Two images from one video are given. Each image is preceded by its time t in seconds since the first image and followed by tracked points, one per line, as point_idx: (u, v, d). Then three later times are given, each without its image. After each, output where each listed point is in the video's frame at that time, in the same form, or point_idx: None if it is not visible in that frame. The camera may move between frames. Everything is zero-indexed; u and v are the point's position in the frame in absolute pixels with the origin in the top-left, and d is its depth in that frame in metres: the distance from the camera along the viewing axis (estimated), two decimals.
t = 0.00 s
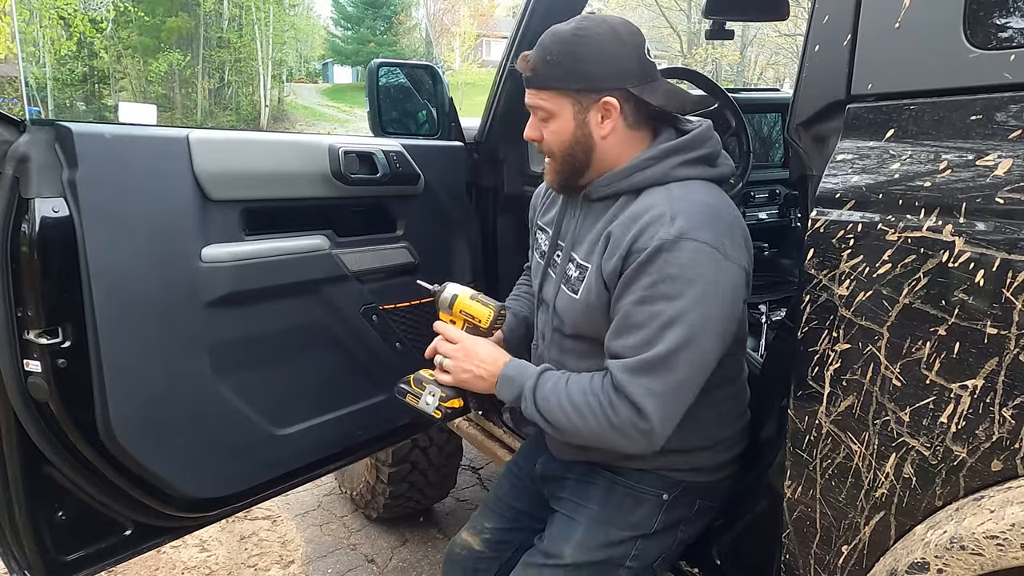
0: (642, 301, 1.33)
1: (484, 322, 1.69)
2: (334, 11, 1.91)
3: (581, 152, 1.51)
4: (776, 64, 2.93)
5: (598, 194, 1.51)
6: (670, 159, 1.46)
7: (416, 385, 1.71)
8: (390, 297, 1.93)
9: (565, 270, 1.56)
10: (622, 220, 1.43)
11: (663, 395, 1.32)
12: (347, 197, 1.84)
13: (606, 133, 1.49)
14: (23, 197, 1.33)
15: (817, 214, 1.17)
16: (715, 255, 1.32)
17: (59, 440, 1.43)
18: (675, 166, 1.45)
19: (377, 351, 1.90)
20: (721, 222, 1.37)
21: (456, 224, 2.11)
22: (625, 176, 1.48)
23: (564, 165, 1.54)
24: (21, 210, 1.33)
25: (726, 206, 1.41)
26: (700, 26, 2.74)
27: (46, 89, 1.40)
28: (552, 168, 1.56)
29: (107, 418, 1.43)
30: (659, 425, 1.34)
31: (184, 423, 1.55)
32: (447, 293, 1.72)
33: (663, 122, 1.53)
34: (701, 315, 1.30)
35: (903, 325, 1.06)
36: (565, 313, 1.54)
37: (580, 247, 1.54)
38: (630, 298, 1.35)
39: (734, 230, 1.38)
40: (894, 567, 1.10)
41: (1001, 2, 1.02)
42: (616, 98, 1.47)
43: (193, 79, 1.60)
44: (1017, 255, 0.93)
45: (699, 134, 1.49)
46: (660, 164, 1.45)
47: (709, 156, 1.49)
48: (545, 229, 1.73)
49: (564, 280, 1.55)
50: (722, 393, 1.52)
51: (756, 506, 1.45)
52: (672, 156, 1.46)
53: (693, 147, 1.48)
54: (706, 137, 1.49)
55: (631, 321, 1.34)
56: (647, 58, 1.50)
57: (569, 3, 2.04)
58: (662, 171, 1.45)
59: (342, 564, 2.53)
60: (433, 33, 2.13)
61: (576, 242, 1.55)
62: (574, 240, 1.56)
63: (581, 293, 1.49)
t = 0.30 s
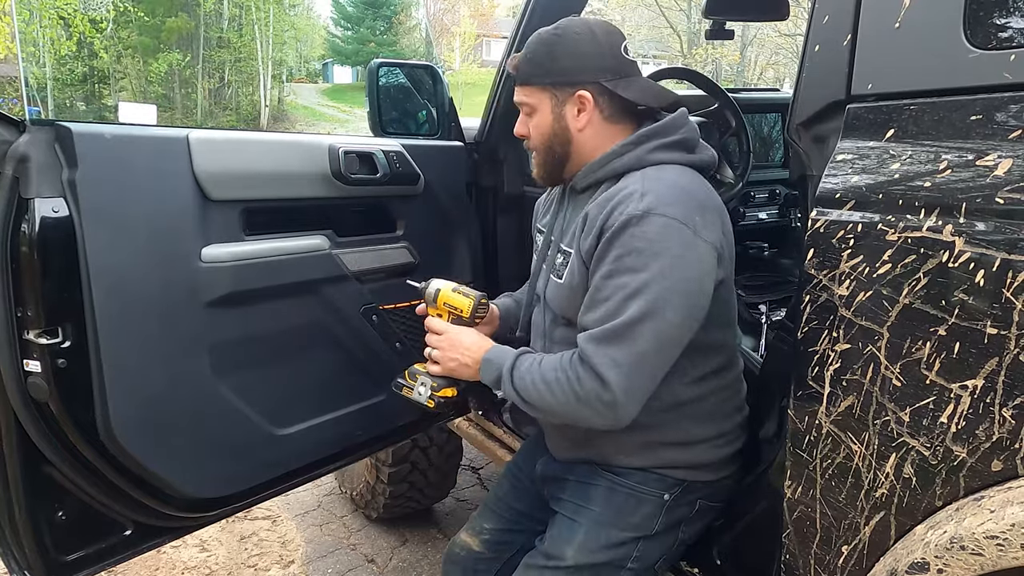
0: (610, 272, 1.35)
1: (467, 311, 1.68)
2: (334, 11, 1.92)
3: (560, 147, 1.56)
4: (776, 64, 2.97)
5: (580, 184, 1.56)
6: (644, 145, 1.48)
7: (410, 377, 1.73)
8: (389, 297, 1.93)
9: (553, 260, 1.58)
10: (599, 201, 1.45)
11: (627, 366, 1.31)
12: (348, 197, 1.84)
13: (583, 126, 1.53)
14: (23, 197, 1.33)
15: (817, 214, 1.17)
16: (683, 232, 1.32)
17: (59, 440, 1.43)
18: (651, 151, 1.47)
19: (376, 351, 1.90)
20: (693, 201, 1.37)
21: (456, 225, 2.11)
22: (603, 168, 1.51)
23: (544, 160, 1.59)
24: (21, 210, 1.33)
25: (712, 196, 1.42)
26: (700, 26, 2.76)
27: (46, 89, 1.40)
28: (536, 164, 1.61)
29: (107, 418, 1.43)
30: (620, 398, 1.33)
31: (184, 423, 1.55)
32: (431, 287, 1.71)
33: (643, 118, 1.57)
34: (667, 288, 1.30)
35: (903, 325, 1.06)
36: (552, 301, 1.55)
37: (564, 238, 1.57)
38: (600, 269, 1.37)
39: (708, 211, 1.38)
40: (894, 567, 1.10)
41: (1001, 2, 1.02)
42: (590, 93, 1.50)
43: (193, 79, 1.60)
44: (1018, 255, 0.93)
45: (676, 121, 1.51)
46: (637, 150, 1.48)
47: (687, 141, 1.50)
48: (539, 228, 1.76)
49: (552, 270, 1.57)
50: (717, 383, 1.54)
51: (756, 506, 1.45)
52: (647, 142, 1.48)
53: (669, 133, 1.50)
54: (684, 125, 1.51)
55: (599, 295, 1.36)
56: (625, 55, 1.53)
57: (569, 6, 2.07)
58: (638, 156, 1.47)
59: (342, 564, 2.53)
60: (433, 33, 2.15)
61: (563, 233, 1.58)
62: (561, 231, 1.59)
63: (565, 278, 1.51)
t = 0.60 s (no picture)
0: (569, 241, 1.41)
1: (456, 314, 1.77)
2: (334, 11, 1.92)
3: (502, 163, 1.71)
4: (776, 63, 3.06)
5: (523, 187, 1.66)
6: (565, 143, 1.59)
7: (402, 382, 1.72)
8: (389, 297, 1.93)
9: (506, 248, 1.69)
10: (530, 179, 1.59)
11: (483, 301, 1.41)
12: (346, 197, 1.84)
13: (519, 142, 1.67)
14: (18, 197, 1.32)
15: (817, 214, 1.17)
16: (576, 195, 1.44)
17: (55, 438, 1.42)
18: (572, 142, 1.58)
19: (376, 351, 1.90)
20: (602, 172, 1.49)
21: (456, 225, 2.11)
22: (539, 167, 1.61)
23: (491, 175, 1.75)
24: (18, 210, 1.32)
25: (647, 176, 1.57)
26: (700, 26, 2.79)
27: (46, 89, 1.41)
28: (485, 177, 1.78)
29: (102, 417, 1.43)
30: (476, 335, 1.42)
31: (180, 422, 1.55)
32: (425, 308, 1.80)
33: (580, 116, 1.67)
34: (547, 240, 1.41)
35: (903, 325, 1.06)
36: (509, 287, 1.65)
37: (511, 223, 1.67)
38: (558, 236, 1.41)
39: (620, 182, 1.49)
40: (894, 567, 1.10)
41: (1001, 2, 1.02)
42: (523, 111, 1.64)
43: (193, 78, 1.61)
44: (1017, 255, 0.93)
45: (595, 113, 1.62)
46: (558, 146, 1.59)
47: (608, 129, 1.61)
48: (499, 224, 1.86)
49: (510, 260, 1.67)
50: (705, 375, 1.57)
51: (755, 506, 1.45)
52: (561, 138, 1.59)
53: (586, 124, 1.60)
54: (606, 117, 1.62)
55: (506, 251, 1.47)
56: (555, 74, 1.65)
57: (568, 2, 2.13)
58: (564, 150, 1.58)
59: (342, 564, 2.53)
60: (433, 31, 2.21)
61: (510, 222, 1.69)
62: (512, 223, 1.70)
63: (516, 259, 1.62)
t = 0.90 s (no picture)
0: (572, 241, 1.41)
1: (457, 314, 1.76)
2: (335, 12, 1.92)
3: (504, 162, 1.71)
4: (776, 64, 3.05)
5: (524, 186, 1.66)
6: (567, 142, 1.58)
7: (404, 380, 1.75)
8: (388, 297, 1.93)
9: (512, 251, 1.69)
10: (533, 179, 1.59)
11: (484, 299, 1.42)
12: (345, 197, 1.84)
13: (520, 142, 1.67)
14: (16, 197, 1.32)
15: (817, 214, 1.17)
16: (579, 195, 1.44)
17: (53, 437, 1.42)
18: (574, 142, 1.58)
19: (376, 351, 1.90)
20: (604, 172, 1.49)
21: (456, 225, 2.11)
22: (540, 168, 1.62)
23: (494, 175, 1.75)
24: (16, 210, 1.32)
25: (650, 176, 1.57)
26: (701, 26, 2.79)
27: (46, 89, 1.42)
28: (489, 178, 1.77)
29: (100, 416, 1.42)
30: (477, 334, 1.42)
31: (179, 422, 1.55)
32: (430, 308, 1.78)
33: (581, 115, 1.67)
34: (550, 240, 1.41)
35: (903, 325, 1.06)
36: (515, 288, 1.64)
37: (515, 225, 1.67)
38: (560, 235, 1.41)
39: (622, 183, 1.49)
40: (894, 567, 1.10)
41: (1001, 2, 1.02)
42: (524, 110, 1.64)
43: (193, 79, 1.61)
44: (1017, 255, 0.93)
45: (597, 112, 1.62)
46: (560, 146, 1.59)
47: (609, 130, 1.61)
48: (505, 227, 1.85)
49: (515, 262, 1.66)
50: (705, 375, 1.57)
51: (755, 506, 1.45)
52: (564, 138, 1.59)
53: (588, 125, 1.60)
54: (608, 116, 1.62)
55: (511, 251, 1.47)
56: (557, 73, 1.65)
57: (568, 2, 2.13)
58: (565, 149, 1.58)
59: (342, 564, 2.53)
60: (435, 31, 2.23)
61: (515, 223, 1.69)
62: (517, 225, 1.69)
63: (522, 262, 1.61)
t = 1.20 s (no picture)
0: (577, 243, 1.41)
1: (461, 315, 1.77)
2: (334, 12, 1.95)
3: (507, 158, 1.71)
4: (775, 64, 3.05)
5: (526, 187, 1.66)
6: (570, 141, 1.58)
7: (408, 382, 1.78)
8: (388, 297, 1.93)
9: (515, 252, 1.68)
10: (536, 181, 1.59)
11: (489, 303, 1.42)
12: (346, 197, 1.84)
13: (524, 137, 1.67)
14: (21, 196, 1.33)
15: (817, 214, 1.17)
16: (583, 197, 1.44)
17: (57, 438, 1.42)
18: (577, 142, 1.58)
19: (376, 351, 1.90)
20: (608, 173, 1.49)
21: (456, 225, 2.11)
22: (543, 168, 1.62)
23: (501, 175, 1.75)
24: (20, 209, 1.33)
25: (654, 176, 1.57)
26: (701, 26, 2.79)
27: (46, 90, 1.41)
28: (496, 177, 1.78)
29: (104, 417, 1.42)
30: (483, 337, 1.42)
31: (181, 423, 1.55)
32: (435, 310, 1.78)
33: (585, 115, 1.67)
34: (556, 242, 1.41)
35: (903, 325, 1.06)
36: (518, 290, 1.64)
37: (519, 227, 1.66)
38: (565, 237, 1.41)
39: (626, 184, 1.49)
40: (894, 567, 1.10)
41: (1001, 2, 1.02)
42: (528, 106, 1.64)
43: (193, 79, 1.61)
44: (1018, 255, 0.93)
45: (600, 113, 1.62)
46: (563, 146, 1.59)
47: (613, 129, 1.61)
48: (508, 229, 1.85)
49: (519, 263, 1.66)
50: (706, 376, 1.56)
51: (755, 505, 1.45)
52: (568, 137, 1.59)
53: (591, 125, 1.60)
54: (610, 116, 1.62)
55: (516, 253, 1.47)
56: (564, 71, 1.65)
57: (568, 2, 2.14)
58: (568, 149, 1.58)
59: (342, 564, 2.53)
60: (434, 31, 2.24)
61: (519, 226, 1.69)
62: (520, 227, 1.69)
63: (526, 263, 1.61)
